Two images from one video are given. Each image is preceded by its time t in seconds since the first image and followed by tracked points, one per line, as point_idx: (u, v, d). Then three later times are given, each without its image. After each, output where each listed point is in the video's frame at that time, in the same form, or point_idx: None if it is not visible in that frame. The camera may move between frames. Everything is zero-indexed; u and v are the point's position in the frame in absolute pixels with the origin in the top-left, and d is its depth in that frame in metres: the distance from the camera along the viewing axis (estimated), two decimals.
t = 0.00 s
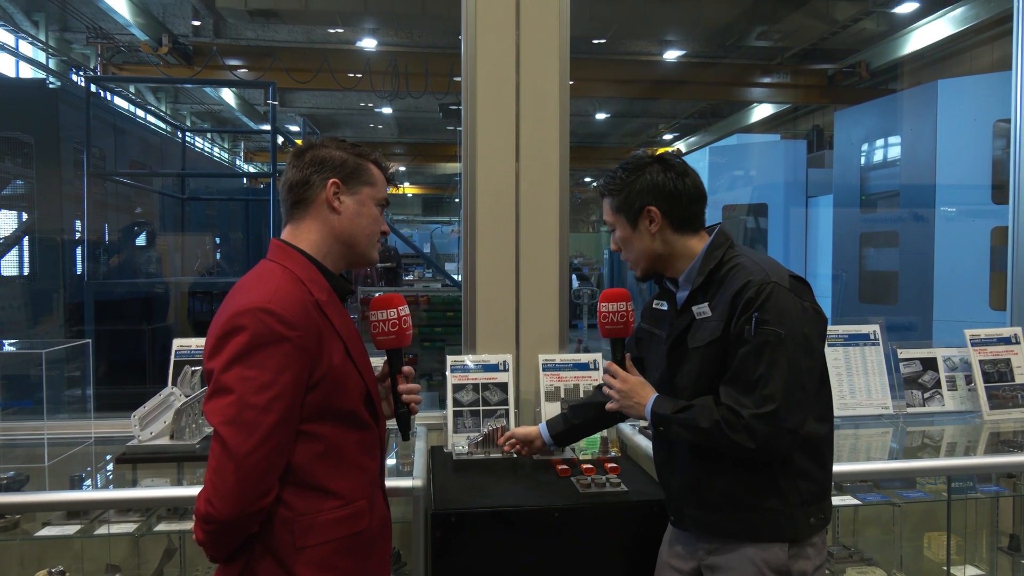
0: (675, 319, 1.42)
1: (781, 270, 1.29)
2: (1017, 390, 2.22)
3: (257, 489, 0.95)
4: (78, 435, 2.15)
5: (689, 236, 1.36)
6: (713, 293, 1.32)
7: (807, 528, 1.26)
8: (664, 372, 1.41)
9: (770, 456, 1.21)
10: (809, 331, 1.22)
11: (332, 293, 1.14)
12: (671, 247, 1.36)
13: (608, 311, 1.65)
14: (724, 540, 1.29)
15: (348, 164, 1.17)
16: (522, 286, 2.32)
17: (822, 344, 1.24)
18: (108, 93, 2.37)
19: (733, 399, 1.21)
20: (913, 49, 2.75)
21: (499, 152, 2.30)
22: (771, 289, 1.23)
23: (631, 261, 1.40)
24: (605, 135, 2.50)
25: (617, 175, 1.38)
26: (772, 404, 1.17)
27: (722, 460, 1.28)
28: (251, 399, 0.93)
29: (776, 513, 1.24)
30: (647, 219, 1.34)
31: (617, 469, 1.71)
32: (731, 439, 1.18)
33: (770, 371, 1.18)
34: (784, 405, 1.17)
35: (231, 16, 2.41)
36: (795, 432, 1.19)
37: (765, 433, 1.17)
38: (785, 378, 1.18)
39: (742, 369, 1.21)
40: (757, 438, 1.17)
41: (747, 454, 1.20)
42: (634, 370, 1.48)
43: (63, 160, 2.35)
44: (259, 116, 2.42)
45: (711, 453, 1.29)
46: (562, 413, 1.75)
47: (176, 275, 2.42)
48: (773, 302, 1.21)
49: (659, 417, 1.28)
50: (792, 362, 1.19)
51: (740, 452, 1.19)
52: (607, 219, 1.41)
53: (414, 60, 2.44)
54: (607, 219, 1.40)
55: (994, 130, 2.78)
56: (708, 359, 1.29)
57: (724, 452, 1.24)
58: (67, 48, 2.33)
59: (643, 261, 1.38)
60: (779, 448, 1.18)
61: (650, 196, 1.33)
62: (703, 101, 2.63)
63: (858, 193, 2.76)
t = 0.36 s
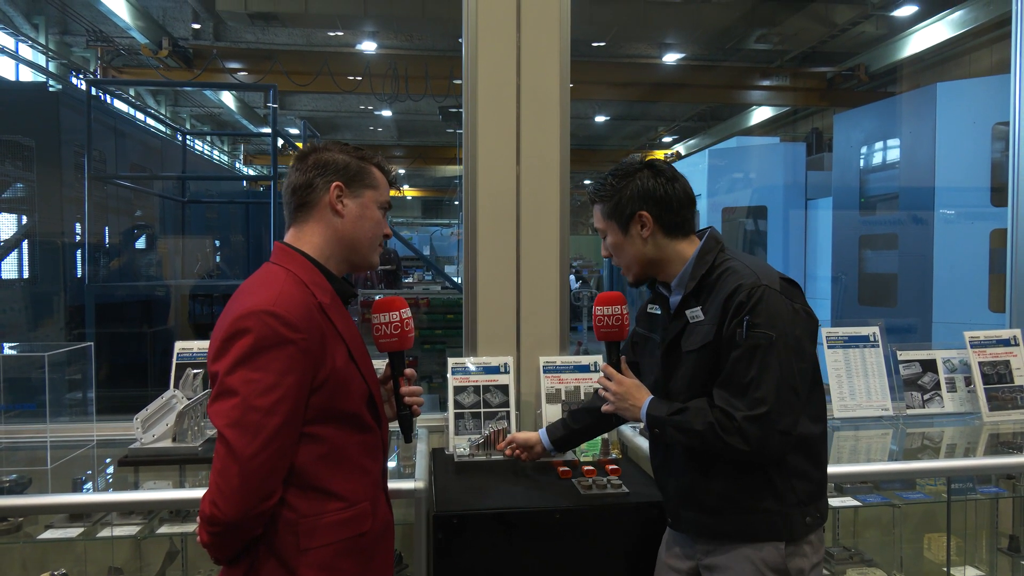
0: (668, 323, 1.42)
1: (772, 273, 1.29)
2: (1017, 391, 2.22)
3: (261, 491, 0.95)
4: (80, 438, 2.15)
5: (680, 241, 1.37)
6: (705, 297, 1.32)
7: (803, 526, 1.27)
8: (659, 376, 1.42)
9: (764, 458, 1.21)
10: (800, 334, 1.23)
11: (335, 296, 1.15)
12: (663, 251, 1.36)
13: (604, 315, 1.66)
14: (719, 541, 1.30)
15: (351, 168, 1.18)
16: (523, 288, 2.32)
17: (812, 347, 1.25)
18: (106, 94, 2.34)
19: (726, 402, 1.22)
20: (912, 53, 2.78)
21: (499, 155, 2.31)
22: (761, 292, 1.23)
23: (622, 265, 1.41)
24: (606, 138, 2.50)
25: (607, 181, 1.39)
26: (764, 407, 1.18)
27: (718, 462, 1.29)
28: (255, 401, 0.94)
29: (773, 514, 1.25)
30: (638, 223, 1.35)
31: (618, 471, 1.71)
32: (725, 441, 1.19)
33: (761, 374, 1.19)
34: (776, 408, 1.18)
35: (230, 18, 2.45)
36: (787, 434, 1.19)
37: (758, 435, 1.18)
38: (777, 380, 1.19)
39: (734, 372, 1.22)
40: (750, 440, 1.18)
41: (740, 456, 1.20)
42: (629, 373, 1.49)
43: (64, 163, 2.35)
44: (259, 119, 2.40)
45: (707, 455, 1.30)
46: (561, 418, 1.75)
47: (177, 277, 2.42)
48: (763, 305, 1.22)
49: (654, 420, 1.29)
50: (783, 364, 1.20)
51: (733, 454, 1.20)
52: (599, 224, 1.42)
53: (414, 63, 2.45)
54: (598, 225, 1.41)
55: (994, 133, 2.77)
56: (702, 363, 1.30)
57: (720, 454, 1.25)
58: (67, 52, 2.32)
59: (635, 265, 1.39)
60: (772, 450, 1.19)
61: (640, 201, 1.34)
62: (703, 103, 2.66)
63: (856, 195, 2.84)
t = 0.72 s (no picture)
0: (670, 321, 1.42)
1: (774, 273, 1.30)
2: (1018, 391, 2.22)
3: (266, 491, 0.96)
4: (83, 439, 2.16)
5: (683, 239, 1.38)
6: (707, 296, 1.33)
7: (801, 527, 1.27)
8: (660, 375, 1.42)
9: (764, 457, 1.22)
10: (801, 334, 1.23)
11: (338, 298, 1.15)
12: (666, 248, 1.37)
13: (606, 312, 1.65)
14: (717, 540, 1.30)
15: (355, 169, 1.19)
16: (524, 289, 2.33)
17: (813, 348, 1.25)
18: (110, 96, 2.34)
19: (726, 400, 1.22)
20: (911, 52, 2.78)
21: (500, 156, 2.31)
22: (763, 291, 1.24)
23: (626, 262, 1.41)
24: (605, 138, 2.51)
25: (611, 177, 1.39)
26: (764, 406, 1.18)
27: (717, 461, 1.29)
28: (260, 402, 0.94)
29: (771, 513, 1.25)
30: (642, 220, 1.35)
31: (620, 471, 1.72)
32: (724, 440, 1.19)
33: (761, 372, 1.19)
34: (775, 407, 1.19)
35: (231, 20, 2.44)
36: (786, 433, 1.20)
37: (757, 433, 1.18)
38: (777, 379, 1.19)
39: (734, 371, 1.22)
40: (750, 439, 1.18)
41: (740, 454, 1.21)
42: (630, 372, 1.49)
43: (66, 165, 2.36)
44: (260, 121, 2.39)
45: (707, 454, 1.30)
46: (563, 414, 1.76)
47: (178, 278, 2.43)
48: (765, 305, 1.22)
49: (654, 417, 1.29)
50: (783, 364, 1.20)
51: (733, 452, 1.20)
52: (602, 220, 1.42)
53: (414, 64, 2.46)
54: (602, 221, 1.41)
55: (993, 132, 2.77)
56: (702, 362, 1.30)
57: (719, 452, 1.26)
58: (67, 53, 2.35)
59: (638, 261, 1.39)
60: (771, 449, 1.20)
61: (644, 198, 1.34)
62: (704, 103, 2.67)
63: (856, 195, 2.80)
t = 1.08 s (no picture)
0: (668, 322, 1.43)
1: (772, 275, 1.31)
2: (1015, 392, 2.23)
3: (267, 492, 0.96)
4: (82, 442, 2.16)
5: (682, 239, 1.39)
6: (704, 297, 1.34)
7: (797, 527, 1.27)
8: (657, 376, 1.43)
9: (760, 459, 1.22)
10: (798, 336, 1.24)
11: (339, 299, 1.16)
12: (666, 248, 1.38)
13: (603, 313, 1.66)
14: (714, 541, 1.30)
15: (356, 172, 1.19)
16: (523, 291, 2.33)
17: (810, 350, 1.26)
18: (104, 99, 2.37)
19: (723, 402, 1.23)
20: (908, 55, 2.79)
21: (499, 158, 2.32)
22: (761, 293, 1.24)
23: (625, 261, 1.41)
24: (604, 141, 2.50)
25: (613, 175, 1.39)
26: (761, 408, 1.19)
27: (714, 462, 1.29)
28: (262, 403, 0.95)
29: (768, 514, 1.26)
30: (644, 218, 1.36)
31: (618, 471, 1.72)
32: (721, 441, 1.20)
33: (758, 375, 1.20)
34: (772, 409, 1.19)
35: (229, 23, 2.45)
36: (783, 435, 1.20)
37: (754, 435, 1.19)
38: (774, 381, 1.20)
39: (731, 373, 1.23)
40: (747, 441, 1.19)
41: (737, 456, 1.21)
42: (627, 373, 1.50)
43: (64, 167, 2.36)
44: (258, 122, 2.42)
45: (704, 456, 1.31)
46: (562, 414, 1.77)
47: (177, 280, 2.44)
48: (762, 307, 1.23)
49: (651, 418, 1.30)
50: (780, 365, 1.21)
51: (730, 454, 1.20)
52: (603, 218, 1.41)
53: (412, 66, 2.46)
54: (603, 218, 1.41)
55: (990, 134, 2.78)
56: (699, 363, 1.31)
57: (715, 454, 1.26)
58: (66, 56, 2.33)
59: (638, 260, 1.39)
60: (768, 451, 1.20)
61: (647, 197, 1.35)
62: (702, 106, 2.68)
63: (854, 197, 2.79)
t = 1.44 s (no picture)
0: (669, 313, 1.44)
1: (779, 268, 1.31)
2: (1011, 390, 2.24)
3: (267, 492, 0.95)
4: (79, 442, 2.15)
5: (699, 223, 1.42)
6: (709, 288, 1.34)
7: (792, 524, 1.27)
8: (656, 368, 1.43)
9: (762, 452, 1.22)
10: (803, 329, 1.24)
11: (338, 298, 1.16)
12: (687, 228, 1.40)
13: (606, 303, 1.59)
14: (711, 537, 1.31)
15: (355, 171, 1.19)
16: (521, 290, 2.33)
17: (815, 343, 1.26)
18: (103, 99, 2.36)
19: (729, 393, 1.23)
20: (905, 54, 2.79)
21: (497, 157, 2.32)
22: (769, 285, 1.24)
23: (643, 238, 1.39)
24: (602, 140, 2.50)
25: (647, 149, 1.39)
26: (768, 400, 1.19)
27: (714, 456, 1.30)
28: (261, 402, 0.94)
29: (765, 510, 1.26)
30: (678, 194, 1.38)
31: (616, 470, 1.72)
32: (728, 432, 1.20)
33: (765, 367, 1.20)
34: (779, 401, 1.19)
35: (226, 23, 2.42)
36: (787, 428, 1.20)
37: (760, 427, 1.19)
38: (780, 374, 1.20)
39: (737, 365, 1.23)
40: (754, 433, 1.19)
41: (742, 448, 1.21)
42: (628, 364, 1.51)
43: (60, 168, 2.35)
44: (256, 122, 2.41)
45: (704, 449, 1.31)
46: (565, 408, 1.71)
47: (174, 281, 2.43)
48: (770, 299, 1.22)
49: (654, 410, 1.29)
50: (787, 358, 1.21)
51: (735, 446, 1.21)
52: (629, 187, 1.38)
53: (409, 66, 2.45)
54: (631, 187, 1.38)
55: (987, 132, 2.81)
56: (703, 354, 1.31)
57: (716, 447, 1.26)
58: (61, 56, 2.33)
59: (660, 236, 1.39)
60: (773, 444, 1.20)
61: (685, 174, 1.37)
62: (699, 104, 2.67)
63: (852, 195, 2.77)
